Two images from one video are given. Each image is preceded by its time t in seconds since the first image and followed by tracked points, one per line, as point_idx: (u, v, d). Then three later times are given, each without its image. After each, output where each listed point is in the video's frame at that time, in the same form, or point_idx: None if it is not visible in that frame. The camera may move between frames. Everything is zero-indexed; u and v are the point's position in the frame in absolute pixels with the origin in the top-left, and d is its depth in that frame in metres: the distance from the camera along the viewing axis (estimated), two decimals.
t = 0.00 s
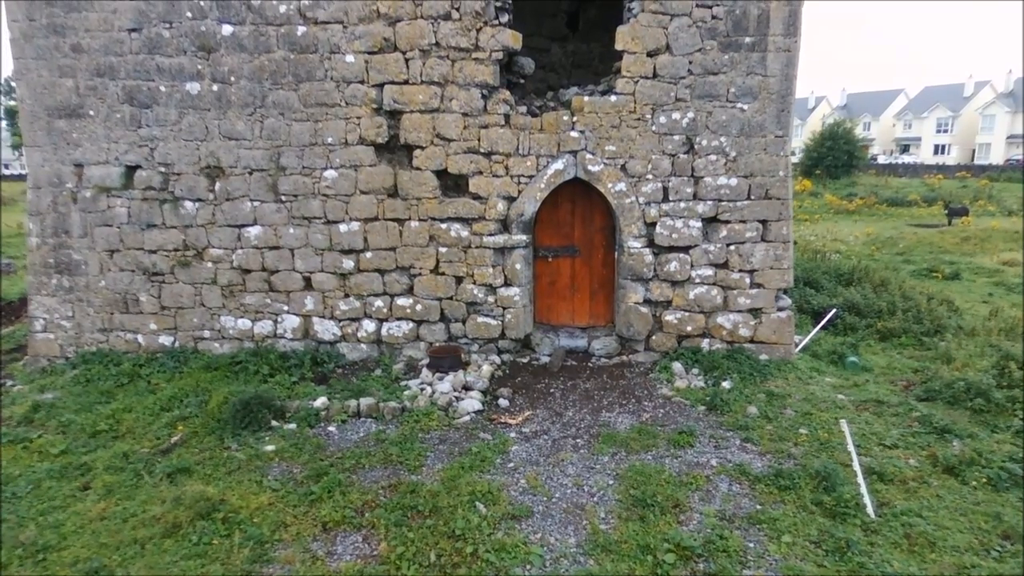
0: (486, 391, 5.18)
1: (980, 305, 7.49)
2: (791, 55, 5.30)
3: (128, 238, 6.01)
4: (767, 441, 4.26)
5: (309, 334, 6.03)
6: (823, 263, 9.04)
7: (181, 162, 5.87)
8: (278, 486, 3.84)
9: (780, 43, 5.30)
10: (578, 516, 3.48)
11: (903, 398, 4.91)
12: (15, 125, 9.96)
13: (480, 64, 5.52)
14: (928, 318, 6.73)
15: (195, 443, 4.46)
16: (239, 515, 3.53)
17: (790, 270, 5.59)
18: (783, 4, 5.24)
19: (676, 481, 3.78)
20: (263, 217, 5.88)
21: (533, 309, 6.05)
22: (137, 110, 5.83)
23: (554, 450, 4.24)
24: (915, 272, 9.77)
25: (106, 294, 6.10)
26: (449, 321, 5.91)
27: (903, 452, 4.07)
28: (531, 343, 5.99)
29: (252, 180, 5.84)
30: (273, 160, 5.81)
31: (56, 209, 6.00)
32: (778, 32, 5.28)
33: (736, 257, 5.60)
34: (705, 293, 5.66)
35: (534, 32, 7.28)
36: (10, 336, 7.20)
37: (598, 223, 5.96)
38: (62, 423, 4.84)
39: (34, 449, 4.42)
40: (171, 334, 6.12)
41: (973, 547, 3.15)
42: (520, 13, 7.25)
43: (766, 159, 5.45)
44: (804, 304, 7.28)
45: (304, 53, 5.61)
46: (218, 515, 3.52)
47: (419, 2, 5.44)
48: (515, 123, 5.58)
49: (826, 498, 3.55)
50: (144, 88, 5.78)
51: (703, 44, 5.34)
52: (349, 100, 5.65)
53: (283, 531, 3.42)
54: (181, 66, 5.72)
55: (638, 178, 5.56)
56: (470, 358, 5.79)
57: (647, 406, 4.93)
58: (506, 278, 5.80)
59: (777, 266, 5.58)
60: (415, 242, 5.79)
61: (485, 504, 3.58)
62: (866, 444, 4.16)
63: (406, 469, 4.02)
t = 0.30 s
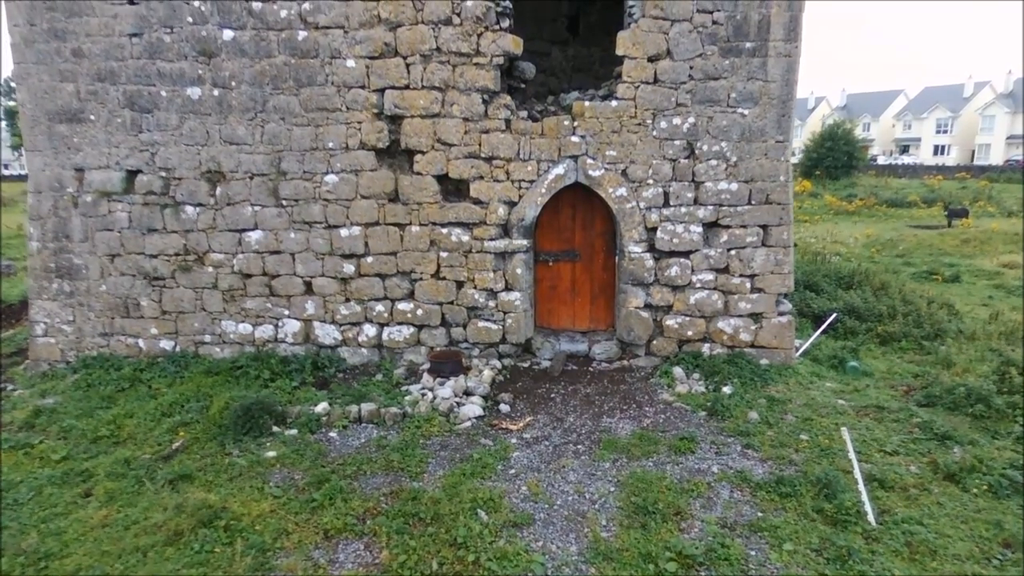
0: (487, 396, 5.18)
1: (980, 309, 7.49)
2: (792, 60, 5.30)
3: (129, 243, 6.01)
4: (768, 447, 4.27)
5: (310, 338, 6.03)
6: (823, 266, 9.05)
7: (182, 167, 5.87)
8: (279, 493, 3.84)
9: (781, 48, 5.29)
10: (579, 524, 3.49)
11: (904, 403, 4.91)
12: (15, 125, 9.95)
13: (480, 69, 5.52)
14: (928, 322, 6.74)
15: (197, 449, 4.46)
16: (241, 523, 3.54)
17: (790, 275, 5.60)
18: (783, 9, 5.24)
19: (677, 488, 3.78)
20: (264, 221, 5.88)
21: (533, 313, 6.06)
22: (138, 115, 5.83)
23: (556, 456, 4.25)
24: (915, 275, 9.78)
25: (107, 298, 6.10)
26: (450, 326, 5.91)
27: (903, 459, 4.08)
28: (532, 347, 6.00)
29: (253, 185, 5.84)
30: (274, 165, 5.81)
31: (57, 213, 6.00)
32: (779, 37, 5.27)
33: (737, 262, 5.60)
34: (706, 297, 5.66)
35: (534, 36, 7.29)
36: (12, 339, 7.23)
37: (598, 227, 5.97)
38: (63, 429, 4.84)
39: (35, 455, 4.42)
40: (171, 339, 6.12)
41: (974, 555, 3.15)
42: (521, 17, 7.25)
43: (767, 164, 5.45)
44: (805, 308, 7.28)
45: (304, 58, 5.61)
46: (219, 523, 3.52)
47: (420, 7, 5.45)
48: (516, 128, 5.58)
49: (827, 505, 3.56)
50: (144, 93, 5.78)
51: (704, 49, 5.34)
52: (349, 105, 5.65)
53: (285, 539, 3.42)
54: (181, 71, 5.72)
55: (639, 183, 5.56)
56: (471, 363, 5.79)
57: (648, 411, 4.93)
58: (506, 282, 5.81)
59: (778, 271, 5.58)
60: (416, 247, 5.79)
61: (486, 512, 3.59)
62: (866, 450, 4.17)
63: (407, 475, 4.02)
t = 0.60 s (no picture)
0: (488, 402, 5.18)
1: (981, 313, 7.50)
2: (793, 67, 5.30)
3: (130, 248, 6.02)
4: (769, 455, 4.27)
5: (311, 344, 6.03)
6: (824, 269, 9.05)
7: (183, 172, 5.88)
8: (281, 501, 3.85)
9: (782, 55, 5.30)
10: (581, 533, 3.49)
11: (905, 410, 4.91)
12: (15, 128, 9.94)
13: (482, 75, 5.53)
14: (929, 327, 6.75)
15: (198, 456, 4.47)
16: (243, 532, 3.54)
17: (791, 281, 5.60)
18: (785, 15, 5.24)
19: (678, 496, 3.78)
20: (265, 227, 5.89)
21: (535, 318, 6.07)
22: (139, 120, 5.84)
23: (557, 464, 4.25)
24: (915, 278, 9.78)
25: (108, 303, 6.10)
26: (451, 331, 5.91)
27: (904, 467, 4.08)
28: (533, 352, 6.00)
29: (254, 190, 5.85)
30: (275, 171, 5.81)
31: (58, 218, 6.01)
32: (779, 44, 5.28)
33: (738, 268, 5.61)
34: (707, 303, 5.67)
35: (535, 41, 7.30)
36: (12, 342, 7.28)
37: (599, 233, 5.98)
38: (64, 435, 4.85)
39: (37, 462, 4.43)
40: (173, 344, 6.13)
41: (975, 566, 3.15)
42: (522, 22, 7.26)
43: (768, 170, 5.45)
44: (806, 313, 7.29)
45: (306, 64, 5.62)
46: (222, 532, 3.53)
47: (421, 13, 5.45)
48: (517, 134, 5.58)
49: (828, 514, 3.57)
50: (146, 98, 5.79)
51: (705, 55, 5.34)
52: (350, 111, 5.65)
53: (287, 548, 3.42)
54: (183, 76, 5.72)
55: (640, 189, 5.56)
56: (472, 368, 5.79)
57: (649, 418, 4.93)
58: (508, 288, 5.81)
59: (779, 277, 5.59)
60: (417, 252, 5.80)
61: (488, 520, 3.59)
62: (867, 458, 4.17)
63: (408, 483, 4.03)
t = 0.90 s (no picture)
0: (490, 411, 5.18)
1: (981, 318, 7.52)
2: (794, 76, 5.31)
3: (132, 255, 6.03)
4: (770, 465, 4.28)
5: (313, 351, 6.04)
6: (824, 274, 9.07)
7: (185, 180, 5.88)
8: (284, 512, 3.85)
9: (784, 63, 5.30)
10: (583, 546, 3.50)
11: (906, 419, 4.92)
12: (16, 129, 9.96)
13: (483, 84, 5.53)
14: (930, 333, 6.77)
15: (200, 465, 4.48)
16: (246, 544, 3.55)
17: (792, 289, 5.61)
18: (786, 24, 5.25)
19: (680, 508, 3.79)
20: (267, 235, 5.89)
21: (536, 326, 6.08)
22: (141, 128, 5.85)
23: (559, 474, 4.26)
24: (916, 282, 9.81)
25: (110, 311, 6.11)
26: (452, 339, 5.92)
27: (906, 478, 4.09)
28: (535, 360, 6.01)
29: (256, 198, 5.85)
30: (277, 179, 5.82)
31: (60, 226, 6.02)
32: (781, 53, 5.28)
33: (739, 276, 5.61)
34: (708, 311, 5.67)
35: (536, 48, 7.31)
36: (12, 350, 7.31)
37: (601, 241, 6.00)
38: (67, 444, 4.86)
39: (39, 472, 4.44)
40: (174, 351, 6.13)
41: None
42: (523, 28, 7.27)
43: (769, 178, 5.46)
44: (807, 318, 7.31)
45: (307, 72, 5.62)
46: (225, 544, 3.53)
47: (423, 22, 5.46)
48: (518, 142, 5.59)
49: (830, 526, 3.57)
50: (148, 106, 5.79)
51: (706, 64, 5.35)
52: (352, 119, 5.66)
53: (290, 561, 3.43)
54: (184, 84, 5.73)
55: (641, 197, 5.57)
56: (474, 376, 5.80)
57: (650, 426, 4.93)
58: (509, 295, 5.82)
59: (780, 285, 5.60)
60: (419, 260, 5.80)
61: (490, 532, 3.60)
62: (869, 469, 4.18)
63: (411, 494, 4.03)
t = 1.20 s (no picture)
0: (492, 422, 5.19)
1: (982, 325, 7.53)
2: (796, 86, 5.31)
3: (134, 264, 6.03)
4: (773, 478, 4.28)
5: (315, 360, 6.04)
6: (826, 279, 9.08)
7: (187, 189, 5.89)
8: (287, 526, 3.86)
9: (786, 74, 5.31)
10: (587, 561, 3.50)
11: (908, 430, 4.93)
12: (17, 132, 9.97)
13: (485, 94, 5.54)
14: (931, 341, 6.79)
15: (204, 477, 4.48)
16: (250, 559, 3.55)
17: (794, 298, 5.62)
18: (788, 35, 5.25)
19: (684, 521, 3.80)
20: (269, 244, 5.90)
21: (538, 335, 6.09)
22: (143, 137, 5.85)
23: (562, 486, 4.26)
24: (917, 287, 9.83)
25: (113, 319, 6.12)
26: (455, 348, 5.92)
27: (908, 491, 4.09)
28: (536, 369, 6.02)
29: (258, 208, 5.85)
30: (280, 188, 5.82)
31: (63, 235, 6.03)
32: (783, 63, 5.29)
33: (741, 285, 5.62)
34: (710, 320, 5.68)
35: (538, 55, 7.32)
36: (14, 357, 7.32)
37: (602, 250, 6.00)
38: (70, 454, 4.87)
39: (43, 484, 4.44)
40: (177, 360, 6.14)
41: None
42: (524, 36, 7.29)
43: (771, 189, 5.47)
44: (808, 326, 7.32)
45: (310, 82, 5.63)
46: (229, 559, 3.54)
47: (425, 32, 5.46)
48: (521, 152, 5.59)
49: (833, 541, 3.58)
50: (150, 116, 5.80)
51: (708, 74, 5.35)
52: (354, 129, 5.67)
53: None
54: (187, 94, 5.73)
55: (643, 207, 5.58)
56: (476, 386, 5.80)
57: (653, 437, 4.93)
58: (511, 305, 5.82)
59: (782, 295, 5.60)
60: (421, 269, 5.81)
61: (494, 547, 3.60)
62: (871, 481, 4.18)
63: (414, 507, 4.04)
